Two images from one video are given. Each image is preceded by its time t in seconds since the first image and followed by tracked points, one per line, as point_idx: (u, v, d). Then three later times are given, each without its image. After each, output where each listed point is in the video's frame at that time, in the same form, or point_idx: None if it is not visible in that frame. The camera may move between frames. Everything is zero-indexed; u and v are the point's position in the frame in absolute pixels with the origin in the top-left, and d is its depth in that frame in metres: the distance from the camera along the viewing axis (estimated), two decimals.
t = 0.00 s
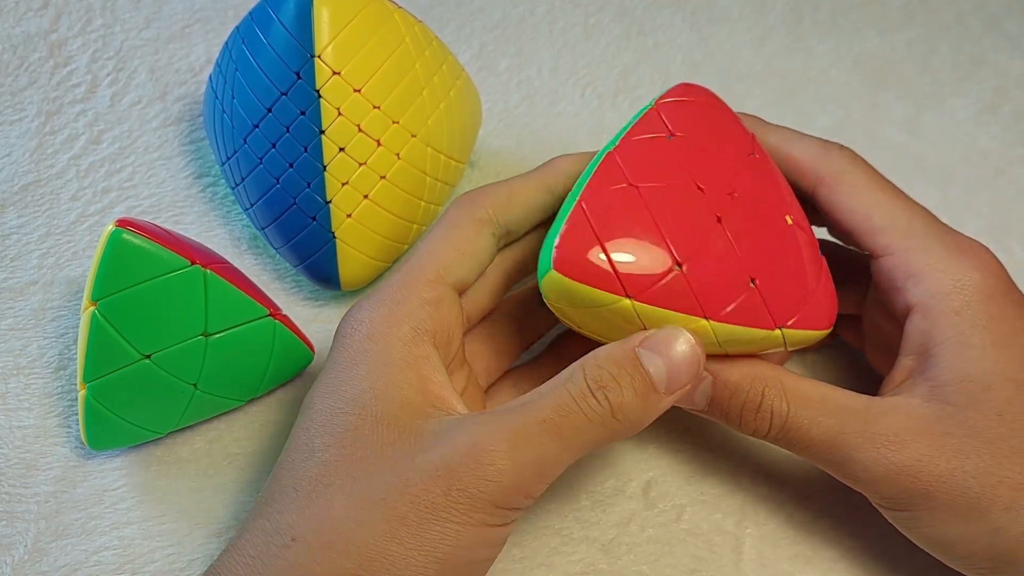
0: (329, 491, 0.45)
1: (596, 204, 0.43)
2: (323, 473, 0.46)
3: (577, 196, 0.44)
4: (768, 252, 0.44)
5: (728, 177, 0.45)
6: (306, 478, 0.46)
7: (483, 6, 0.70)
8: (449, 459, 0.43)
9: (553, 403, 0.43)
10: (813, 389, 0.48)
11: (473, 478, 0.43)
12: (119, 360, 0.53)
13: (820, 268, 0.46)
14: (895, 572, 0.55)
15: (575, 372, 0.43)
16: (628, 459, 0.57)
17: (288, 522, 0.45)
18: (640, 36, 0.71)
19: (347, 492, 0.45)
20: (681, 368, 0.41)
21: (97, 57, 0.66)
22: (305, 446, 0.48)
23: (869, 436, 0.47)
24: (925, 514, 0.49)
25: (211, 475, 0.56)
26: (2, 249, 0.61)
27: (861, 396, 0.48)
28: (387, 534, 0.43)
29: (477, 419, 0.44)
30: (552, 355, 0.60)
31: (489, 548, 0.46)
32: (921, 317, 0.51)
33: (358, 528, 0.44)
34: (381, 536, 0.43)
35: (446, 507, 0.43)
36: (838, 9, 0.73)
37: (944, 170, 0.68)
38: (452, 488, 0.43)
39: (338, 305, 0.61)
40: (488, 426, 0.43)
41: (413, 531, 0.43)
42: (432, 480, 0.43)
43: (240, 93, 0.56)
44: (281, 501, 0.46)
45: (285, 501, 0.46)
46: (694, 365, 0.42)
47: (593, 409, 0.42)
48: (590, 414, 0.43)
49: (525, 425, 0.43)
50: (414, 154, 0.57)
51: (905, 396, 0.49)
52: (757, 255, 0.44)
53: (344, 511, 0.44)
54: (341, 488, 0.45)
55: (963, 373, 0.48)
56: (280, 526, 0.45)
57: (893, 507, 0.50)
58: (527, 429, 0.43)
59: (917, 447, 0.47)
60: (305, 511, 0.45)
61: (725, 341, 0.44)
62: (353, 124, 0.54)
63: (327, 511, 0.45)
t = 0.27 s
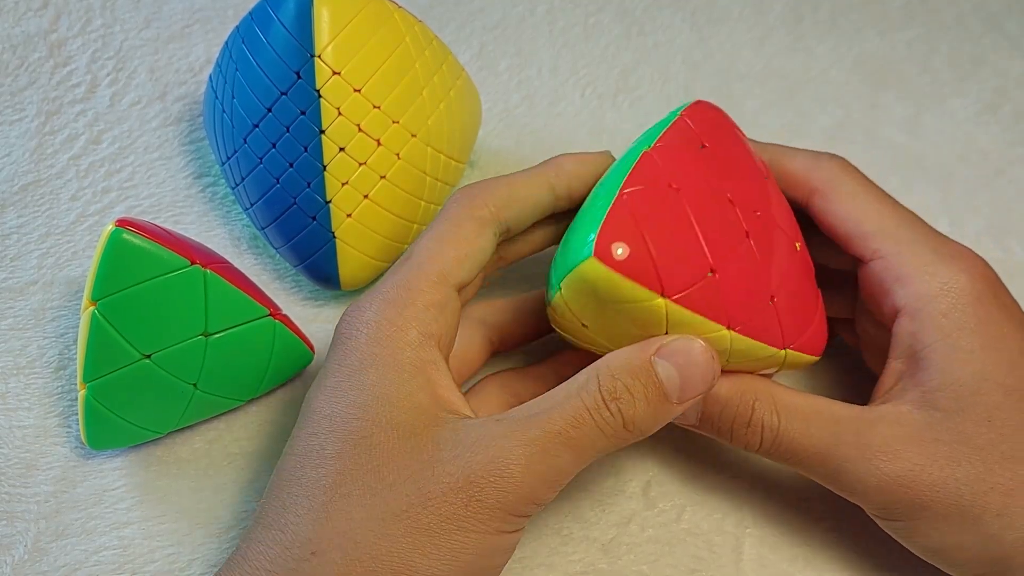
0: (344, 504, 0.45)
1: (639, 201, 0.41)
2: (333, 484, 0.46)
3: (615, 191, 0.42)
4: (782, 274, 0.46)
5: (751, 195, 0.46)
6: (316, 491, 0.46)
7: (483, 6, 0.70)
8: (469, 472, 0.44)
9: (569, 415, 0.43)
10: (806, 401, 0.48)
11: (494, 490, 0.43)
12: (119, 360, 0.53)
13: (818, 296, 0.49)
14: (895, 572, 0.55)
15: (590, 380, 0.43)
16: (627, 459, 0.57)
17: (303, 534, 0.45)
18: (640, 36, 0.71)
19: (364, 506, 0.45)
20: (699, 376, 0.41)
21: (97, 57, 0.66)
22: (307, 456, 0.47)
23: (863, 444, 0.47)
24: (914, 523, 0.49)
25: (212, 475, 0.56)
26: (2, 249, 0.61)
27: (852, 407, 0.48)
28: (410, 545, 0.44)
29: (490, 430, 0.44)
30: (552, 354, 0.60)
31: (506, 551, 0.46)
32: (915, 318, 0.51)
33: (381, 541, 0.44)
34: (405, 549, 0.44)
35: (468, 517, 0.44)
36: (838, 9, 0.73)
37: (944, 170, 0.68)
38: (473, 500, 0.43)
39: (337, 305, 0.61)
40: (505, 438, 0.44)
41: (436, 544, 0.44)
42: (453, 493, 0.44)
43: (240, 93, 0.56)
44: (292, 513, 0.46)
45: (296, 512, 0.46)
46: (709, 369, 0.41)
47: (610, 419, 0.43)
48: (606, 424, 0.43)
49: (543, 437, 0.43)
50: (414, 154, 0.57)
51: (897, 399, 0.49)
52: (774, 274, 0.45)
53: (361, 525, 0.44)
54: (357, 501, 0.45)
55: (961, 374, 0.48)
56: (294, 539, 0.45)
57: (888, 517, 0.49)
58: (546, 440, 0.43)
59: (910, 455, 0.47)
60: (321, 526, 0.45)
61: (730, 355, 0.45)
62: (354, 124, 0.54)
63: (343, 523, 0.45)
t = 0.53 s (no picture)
0: (348, 508, 0.45)
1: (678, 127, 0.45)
2: (335, 489, 0.46)
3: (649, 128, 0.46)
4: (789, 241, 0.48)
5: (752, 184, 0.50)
6: (318, 496, 0.46)
7: (482, 5, 0.70)
8: (463, 463, 0.44)
9: (549, 391, 0.44)
10: (816, 391, 0.47)
11: (489, 484, 0.44)
12: (119, 360, 0.53)
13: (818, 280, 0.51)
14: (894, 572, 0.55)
15: (560, 356, 0.44)
16: (627, 459, 0.57)
17: (306, 536, 0.45)
18: (639, 35, 0.71)
19: (367, 510, 0.45)
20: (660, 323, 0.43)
21: (97, 57, 0.66)
22: (304, 462, 0.47)
23: (869, 432, 0.47)
24: (919, 513, 0.49)
25: (212, 476, 0.56)
26: (2, 248, 0.61)
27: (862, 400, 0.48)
28: (413, 549, 0.44)
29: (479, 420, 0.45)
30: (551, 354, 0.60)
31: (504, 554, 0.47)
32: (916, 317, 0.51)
33: (383, 546, 0.44)
34: (408, 553, 0.44)
35: (469, 518, 0.44)
36: (838, 9, 0.73)
37: (944, 170, 0.68)
38: (471, 495, 0.44)
39: (336, 306, 0.61)
40: (494, 423, 0.45)
41: (437, 545, 0.44)
42: (452, 492, 0.44)
43: (240, 93, 0.56)
44: (294, 518, 0.46)
45: (298, 517, 0.46)
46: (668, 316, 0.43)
47: (589, 391, 0.44)
48: (587, 399, 0.44)
49: (528, 418, 0.44)
50: (414, 154, 0.57)
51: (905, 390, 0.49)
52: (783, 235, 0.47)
53: (366, 530, 0.44)
54: (361, 505, 0.45)
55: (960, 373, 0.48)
56: (298, 543, 0.45)
57: (893, 515, 0.49)
58: (531, 421, 0.44)
59: (924, 446, 0.47)
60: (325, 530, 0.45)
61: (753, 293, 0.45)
62: (354, 124, 0.54)
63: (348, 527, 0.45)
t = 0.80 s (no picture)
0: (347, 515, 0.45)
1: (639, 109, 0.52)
2: (337, 495, 0.46)
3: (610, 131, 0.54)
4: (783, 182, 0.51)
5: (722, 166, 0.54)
6: (318, 500, 0.46)
7: (483, 5, 0.70)
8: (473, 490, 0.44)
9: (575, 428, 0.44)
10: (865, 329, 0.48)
11: (495, 508, 0.44)
12: (119, 360, 0.53)
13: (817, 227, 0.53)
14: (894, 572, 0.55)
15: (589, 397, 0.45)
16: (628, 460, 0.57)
17: (303, 538, 0.45)
18: (639, 36, 0.71)
19: (366, 520, 0.45)
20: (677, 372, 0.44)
21: (97, 56, 0.66)
22: (307, 464, 0.47)
23: (901, 392, 0.47)
24: (910, 476, 0.49)
25: (211, 476, 0.56)
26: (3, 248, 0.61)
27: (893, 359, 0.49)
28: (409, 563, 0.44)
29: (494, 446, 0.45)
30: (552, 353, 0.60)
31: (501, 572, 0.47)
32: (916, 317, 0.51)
33: (376, 555, 0.44)
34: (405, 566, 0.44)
35: (470, 538, 0.44)
36: (837, 9, 0.73)
37: (944, 170, 0.68)
38: (475, 520, 0.44)
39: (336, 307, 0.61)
40: (509, 453, 0.44)
41: (435, 562, 0.44)
42: (456, 512, 0.44)
43: (240, 92, 0.56)
44: (292, 521, 0.46)
45: (298, 520, 0.46)
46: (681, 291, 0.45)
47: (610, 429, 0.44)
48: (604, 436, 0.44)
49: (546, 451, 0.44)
50: (414, 154, 0.57)
51: (926, 363, 0.50)
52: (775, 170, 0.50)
53: (364, 538, 0.44)
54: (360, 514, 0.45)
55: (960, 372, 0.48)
56: (295, 548, 0.45)
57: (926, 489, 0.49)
58: (549, 454, 0.44)
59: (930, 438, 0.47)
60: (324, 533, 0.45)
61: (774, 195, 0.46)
62: (354, 123, 0.54)
63: (345, 533, 0.45)
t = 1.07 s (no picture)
0: (339, 497, 0.45)
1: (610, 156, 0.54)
2: (329, 478, 0.46)
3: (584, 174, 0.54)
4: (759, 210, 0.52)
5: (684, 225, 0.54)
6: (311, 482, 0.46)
7: (483, 5, 0.70)
8: (465, 470, 0.44)
9: (563, 410, 0.44)
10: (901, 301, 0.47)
11: (486, 490, 0.44)
12: (118, 359, 0.53)
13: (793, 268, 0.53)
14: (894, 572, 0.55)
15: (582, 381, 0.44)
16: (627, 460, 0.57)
17: (297, 528, 0.45)
18: (639, 36, 0.71)
19: (359, 502, 0.45)
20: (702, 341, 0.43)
21: (97, 57, 0.66)
22: (301, 445, 0.47)
23: (917, 359, 0.47)
24: (920, 448, 0.49)
25: (211, 474, 0.56)
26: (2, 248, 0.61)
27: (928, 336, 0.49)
28: (399, 544, 0.44)
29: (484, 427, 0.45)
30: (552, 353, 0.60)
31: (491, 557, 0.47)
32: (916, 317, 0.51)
33: (367, 538, 0.44)
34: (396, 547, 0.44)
35: (460, 519, 0.44)
36: (837, 9, 0.73)
37: (944, 169, 0.68)
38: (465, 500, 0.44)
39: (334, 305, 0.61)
40: (500, 433, 0.44)
41: (425, 543, 0.44)
42: (446, 491, 0.44)
43: (240, 92, 0.56)
44: (285, 505, 0.46)
45: (290, 501, 0.46)
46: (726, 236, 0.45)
47: (601, 414, 0.44)
48: (593, 417, 0.44)
49: (536, 431, 0.44)
50: (414, 154, 0.57)
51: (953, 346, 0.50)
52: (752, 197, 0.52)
53: (356, 520, 0.44)
54: (352, 496, 0.45)
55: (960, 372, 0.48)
56: (285, 530, 0.45)
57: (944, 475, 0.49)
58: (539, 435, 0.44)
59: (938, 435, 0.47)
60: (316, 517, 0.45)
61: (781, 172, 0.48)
62: (355, 123, 0.54)
63: (338, 517, 0.45)
